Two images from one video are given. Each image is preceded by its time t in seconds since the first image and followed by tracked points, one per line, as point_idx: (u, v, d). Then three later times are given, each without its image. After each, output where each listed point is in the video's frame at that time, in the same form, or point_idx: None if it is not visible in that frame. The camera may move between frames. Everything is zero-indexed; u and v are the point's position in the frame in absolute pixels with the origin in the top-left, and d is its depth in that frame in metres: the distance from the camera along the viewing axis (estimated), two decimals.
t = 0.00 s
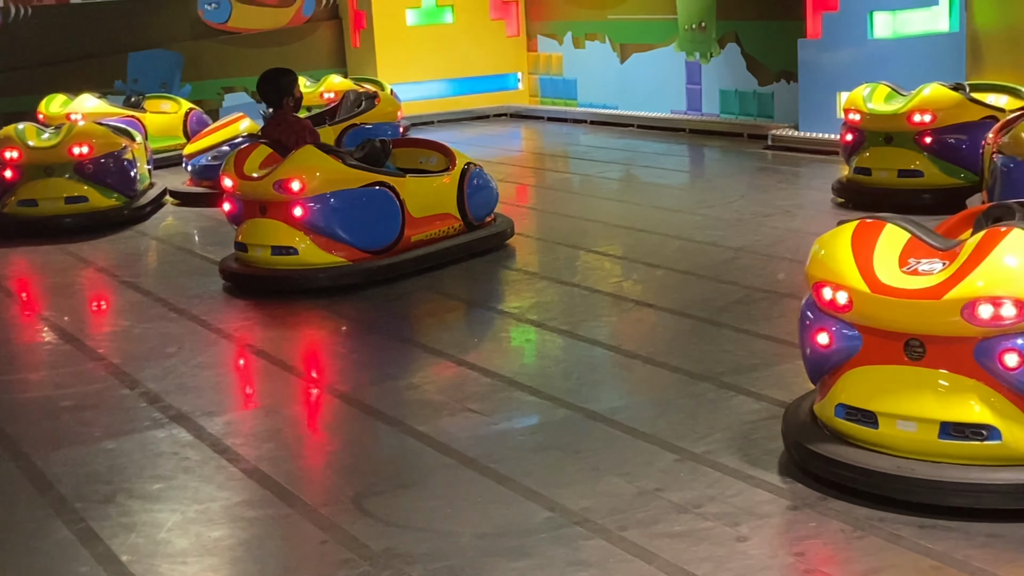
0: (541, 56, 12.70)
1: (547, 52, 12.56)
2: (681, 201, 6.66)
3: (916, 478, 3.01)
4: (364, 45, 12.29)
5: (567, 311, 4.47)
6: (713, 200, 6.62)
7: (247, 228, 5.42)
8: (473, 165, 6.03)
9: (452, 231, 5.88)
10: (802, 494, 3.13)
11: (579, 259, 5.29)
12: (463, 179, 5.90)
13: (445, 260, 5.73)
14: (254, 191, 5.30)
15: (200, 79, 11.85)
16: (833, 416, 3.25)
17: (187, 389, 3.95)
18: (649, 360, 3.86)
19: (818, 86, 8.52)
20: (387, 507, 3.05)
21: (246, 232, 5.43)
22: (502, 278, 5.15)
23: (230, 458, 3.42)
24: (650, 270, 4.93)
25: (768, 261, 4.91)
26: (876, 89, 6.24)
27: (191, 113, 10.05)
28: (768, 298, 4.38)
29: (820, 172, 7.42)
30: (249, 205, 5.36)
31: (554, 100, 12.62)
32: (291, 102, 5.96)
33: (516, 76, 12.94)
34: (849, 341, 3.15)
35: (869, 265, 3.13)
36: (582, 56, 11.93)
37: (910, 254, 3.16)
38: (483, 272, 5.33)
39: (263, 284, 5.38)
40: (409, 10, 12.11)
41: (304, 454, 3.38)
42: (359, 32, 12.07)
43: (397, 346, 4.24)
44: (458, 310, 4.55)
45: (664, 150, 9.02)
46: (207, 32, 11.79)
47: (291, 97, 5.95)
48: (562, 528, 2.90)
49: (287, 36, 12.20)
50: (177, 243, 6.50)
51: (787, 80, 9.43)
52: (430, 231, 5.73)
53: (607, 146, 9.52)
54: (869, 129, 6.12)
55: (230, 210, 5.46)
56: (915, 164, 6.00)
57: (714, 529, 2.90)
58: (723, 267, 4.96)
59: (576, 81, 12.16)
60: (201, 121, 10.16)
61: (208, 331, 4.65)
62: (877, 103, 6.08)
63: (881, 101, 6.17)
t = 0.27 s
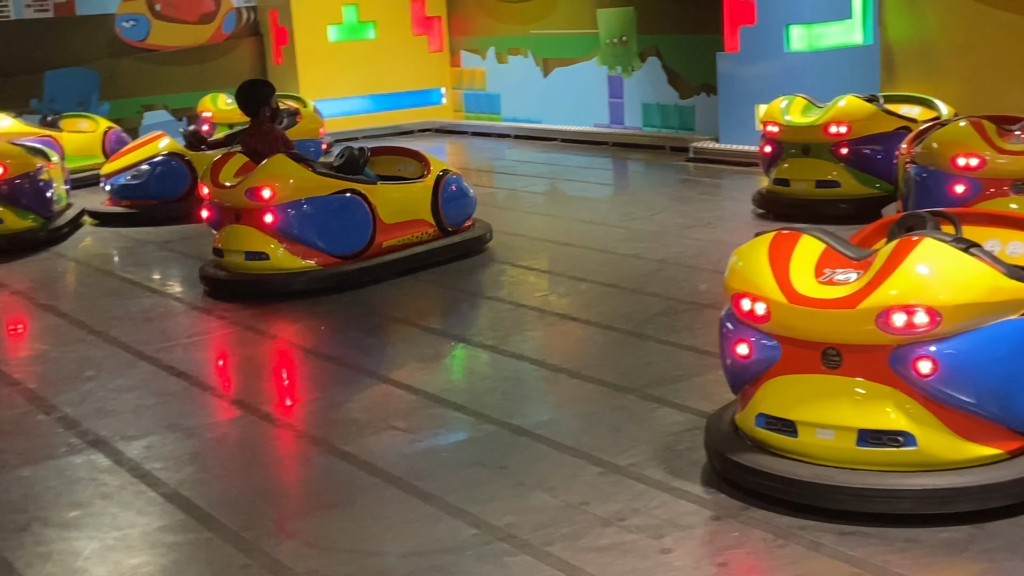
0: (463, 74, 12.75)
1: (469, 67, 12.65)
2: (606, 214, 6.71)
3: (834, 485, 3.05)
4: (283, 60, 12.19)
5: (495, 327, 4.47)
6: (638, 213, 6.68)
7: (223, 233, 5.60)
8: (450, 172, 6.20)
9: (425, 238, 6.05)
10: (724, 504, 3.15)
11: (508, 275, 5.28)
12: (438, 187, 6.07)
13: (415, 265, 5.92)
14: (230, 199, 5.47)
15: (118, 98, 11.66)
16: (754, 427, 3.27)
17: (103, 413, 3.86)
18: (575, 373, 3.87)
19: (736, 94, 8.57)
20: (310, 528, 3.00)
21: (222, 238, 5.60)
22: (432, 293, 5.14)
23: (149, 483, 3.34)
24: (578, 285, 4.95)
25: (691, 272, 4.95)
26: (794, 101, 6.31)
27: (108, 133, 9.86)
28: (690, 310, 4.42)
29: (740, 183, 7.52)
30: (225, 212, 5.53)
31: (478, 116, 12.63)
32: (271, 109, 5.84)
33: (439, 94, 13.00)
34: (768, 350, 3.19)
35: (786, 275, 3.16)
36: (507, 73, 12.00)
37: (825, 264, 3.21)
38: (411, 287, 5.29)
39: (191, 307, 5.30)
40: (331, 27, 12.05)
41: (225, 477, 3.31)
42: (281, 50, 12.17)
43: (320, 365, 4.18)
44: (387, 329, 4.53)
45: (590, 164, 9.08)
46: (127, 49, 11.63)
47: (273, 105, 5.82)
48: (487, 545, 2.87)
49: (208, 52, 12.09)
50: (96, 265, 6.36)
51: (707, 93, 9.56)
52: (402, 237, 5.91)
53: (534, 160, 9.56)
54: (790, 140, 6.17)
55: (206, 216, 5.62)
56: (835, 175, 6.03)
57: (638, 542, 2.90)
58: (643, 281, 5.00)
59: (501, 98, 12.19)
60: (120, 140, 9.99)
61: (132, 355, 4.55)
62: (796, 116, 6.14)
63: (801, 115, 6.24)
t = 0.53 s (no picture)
0: (383, 89, 12.65)
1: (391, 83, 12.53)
2: (528, 230, 6.71)
3: (751, 497, 3.04)
4: (197, 73, 12.08)
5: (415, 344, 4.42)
6: (560, 228, 6.68)
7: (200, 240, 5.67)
8: (423, 178, 6.24)
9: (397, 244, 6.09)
10: (644, 518, 3.13)
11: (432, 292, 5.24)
12: (411, 194, 6.11)
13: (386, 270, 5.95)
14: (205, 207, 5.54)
15: (27, 117, 11.46)
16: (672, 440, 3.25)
17: (8, 442, 3.74)
18: (496, 391, 3.84)
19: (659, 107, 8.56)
20: (225, 554, 2.92)
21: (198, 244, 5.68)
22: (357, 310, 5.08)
23: (58, 511, 3.24)
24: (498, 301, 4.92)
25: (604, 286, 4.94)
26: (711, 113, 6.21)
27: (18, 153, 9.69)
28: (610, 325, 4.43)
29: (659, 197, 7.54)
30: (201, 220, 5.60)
31: (399, 132, 12.51)
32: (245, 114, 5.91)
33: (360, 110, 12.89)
34: (685, 364, 3.15)
35: (701, 288, 3.13)
36: (427, 88, 11.91)
37: (738, 278, 3.21)
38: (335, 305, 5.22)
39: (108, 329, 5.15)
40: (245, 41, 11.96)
41: (138, 505, 3.22)
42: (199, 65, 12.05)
43: (238, 388, 4.08)
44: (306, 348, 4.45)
45: (511, 179, 9.08)
46: (37, 67, 11.46)
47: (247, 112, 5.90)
48: (405, 566, 2.81)
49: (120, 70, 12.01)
50: (7, 289, 6.19)
51: (627, 106, 9.56)
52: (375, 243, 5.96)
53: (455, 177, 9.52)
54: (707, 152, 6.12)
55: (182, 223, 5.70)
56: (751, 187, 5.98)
57: (558, 559, 2.86)
58: (556, 295, 4.97)
59: (420, 113, 12.09)
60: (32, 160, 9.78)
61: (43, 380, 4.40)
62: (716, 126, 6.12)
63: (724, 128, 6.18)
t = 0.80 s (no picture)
0: (313, 106, 12.24)
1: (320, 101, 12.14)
2: (458, 248, 6.67)
3: (675, 514, 2.93)
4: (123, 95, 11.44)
5: (344, 367, 4.33)
6: (489, 246, 6.66)
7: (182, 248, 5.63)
8: (402, 187, 6.20)
9: (374, 251, 6.06)
10: (570, 537, 3.06)
11: (360, 313, 5.16)
12: (388, 205, 6.07)
13: (366, 278, 5.93)
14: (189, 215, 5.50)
15: None
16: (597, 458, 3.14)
17: None
18: (423, 411, 3.81)
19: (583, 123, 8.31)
20: None
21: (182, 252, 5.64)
22: (286, 330, 4.98)
23: None
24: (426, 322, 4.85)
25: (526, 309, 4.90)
26: (638, 128, 6.07)
27: None
28: (538, 342, 4.44)
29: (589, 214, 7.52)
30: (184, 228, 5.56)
31: (331, 151, 12.11)
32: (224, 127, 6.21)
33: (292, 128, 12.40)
34: (608, 381, 3.05)
35: (624, 305, 3.04)
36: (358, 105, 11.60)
37: (661, 295, 3.13)
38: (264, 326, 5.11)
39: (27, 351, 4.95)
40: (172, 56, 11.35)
41: (53, 538, 3.12)
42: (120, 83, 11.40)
43: (161, 412, 3.99)
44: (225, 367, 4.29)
45: (442, 197, 9.02)
46: None
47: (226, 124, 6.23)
48: None
49: (39, 87, 11.32)
50: None
51: (559, 123, 9.43)
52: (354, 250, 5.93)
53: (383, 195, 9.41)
54: (629, 169, 5.96)
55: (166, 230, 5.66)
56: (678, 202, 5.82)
57: None
58: (478, 319, 4.92)
59: (353, 133, 11.77)
60: None
61: None
62: (636, 145, 5.91)
63: (645, 145, 5.96)
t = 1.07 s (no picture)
0: (247, 124, 9.96)
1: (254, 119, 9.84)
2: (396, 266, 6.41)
3: (606, 534, 2.55)
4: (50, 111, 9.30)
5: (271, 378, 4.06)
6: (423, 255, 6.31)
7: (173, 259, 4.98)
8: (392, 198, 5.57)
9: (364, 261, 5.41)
10: (504, 560, 2.74)
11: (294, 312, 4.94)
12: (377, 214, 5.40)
13: (356, 287, 5.30)
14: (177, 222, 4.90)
15: None
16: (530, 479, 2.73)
17: None
18: (356, 434, 3.59)
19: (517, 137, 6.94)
20: None
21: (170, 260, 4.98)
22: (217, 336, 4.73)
23: None
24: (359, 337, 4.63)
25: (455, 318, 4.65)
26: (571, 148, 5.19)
27: None
28: (476, 362, 4.19)
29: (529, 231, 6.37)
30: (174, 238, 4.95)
31: (264, 167, 9.85)
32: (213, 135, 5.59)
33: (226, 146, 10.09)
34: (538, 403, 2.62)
35: (553, 323, 2.63)
36: (288, 122, 9.43)
37: (593, 313, 2.68)
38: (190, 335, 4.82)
39: None
40: (97, 79, 9.23)
41: None
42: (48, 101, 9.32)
43: (78, 435, 3.70)
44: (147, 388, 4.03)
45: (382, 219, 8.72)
46: None
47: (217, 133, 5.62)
48: None
49: None
50: None
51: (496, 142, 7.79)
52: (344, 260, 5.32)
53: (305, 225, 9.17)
54: (565, 189, 4.88)
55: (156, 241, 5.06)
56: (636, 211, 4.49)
57: None
58: (406, 335, 4.71)
59: (283, 146, 9.56)
60: None
61: None
62: (571, 163, 4.81)
63: (581, 163, 4.82)
